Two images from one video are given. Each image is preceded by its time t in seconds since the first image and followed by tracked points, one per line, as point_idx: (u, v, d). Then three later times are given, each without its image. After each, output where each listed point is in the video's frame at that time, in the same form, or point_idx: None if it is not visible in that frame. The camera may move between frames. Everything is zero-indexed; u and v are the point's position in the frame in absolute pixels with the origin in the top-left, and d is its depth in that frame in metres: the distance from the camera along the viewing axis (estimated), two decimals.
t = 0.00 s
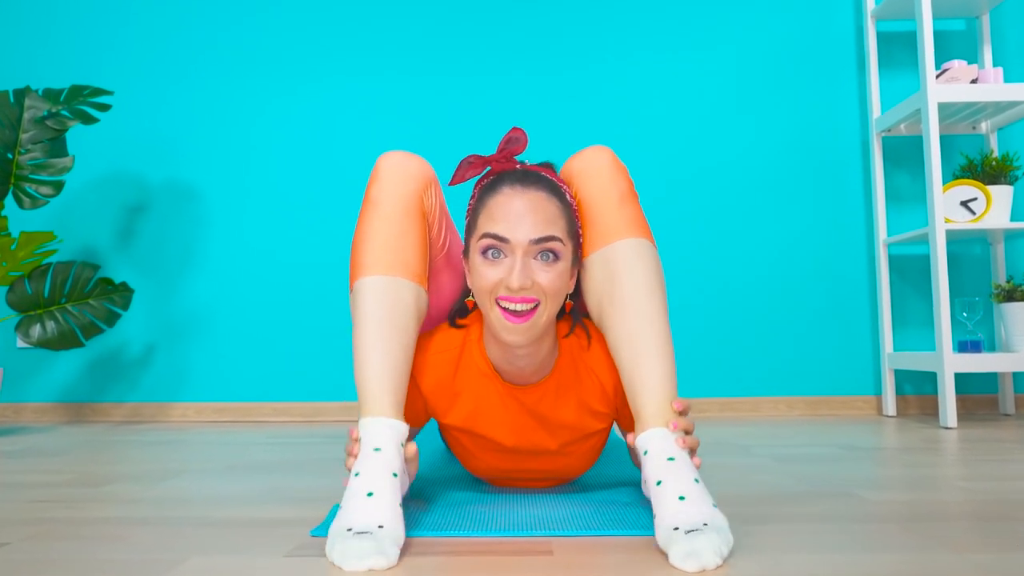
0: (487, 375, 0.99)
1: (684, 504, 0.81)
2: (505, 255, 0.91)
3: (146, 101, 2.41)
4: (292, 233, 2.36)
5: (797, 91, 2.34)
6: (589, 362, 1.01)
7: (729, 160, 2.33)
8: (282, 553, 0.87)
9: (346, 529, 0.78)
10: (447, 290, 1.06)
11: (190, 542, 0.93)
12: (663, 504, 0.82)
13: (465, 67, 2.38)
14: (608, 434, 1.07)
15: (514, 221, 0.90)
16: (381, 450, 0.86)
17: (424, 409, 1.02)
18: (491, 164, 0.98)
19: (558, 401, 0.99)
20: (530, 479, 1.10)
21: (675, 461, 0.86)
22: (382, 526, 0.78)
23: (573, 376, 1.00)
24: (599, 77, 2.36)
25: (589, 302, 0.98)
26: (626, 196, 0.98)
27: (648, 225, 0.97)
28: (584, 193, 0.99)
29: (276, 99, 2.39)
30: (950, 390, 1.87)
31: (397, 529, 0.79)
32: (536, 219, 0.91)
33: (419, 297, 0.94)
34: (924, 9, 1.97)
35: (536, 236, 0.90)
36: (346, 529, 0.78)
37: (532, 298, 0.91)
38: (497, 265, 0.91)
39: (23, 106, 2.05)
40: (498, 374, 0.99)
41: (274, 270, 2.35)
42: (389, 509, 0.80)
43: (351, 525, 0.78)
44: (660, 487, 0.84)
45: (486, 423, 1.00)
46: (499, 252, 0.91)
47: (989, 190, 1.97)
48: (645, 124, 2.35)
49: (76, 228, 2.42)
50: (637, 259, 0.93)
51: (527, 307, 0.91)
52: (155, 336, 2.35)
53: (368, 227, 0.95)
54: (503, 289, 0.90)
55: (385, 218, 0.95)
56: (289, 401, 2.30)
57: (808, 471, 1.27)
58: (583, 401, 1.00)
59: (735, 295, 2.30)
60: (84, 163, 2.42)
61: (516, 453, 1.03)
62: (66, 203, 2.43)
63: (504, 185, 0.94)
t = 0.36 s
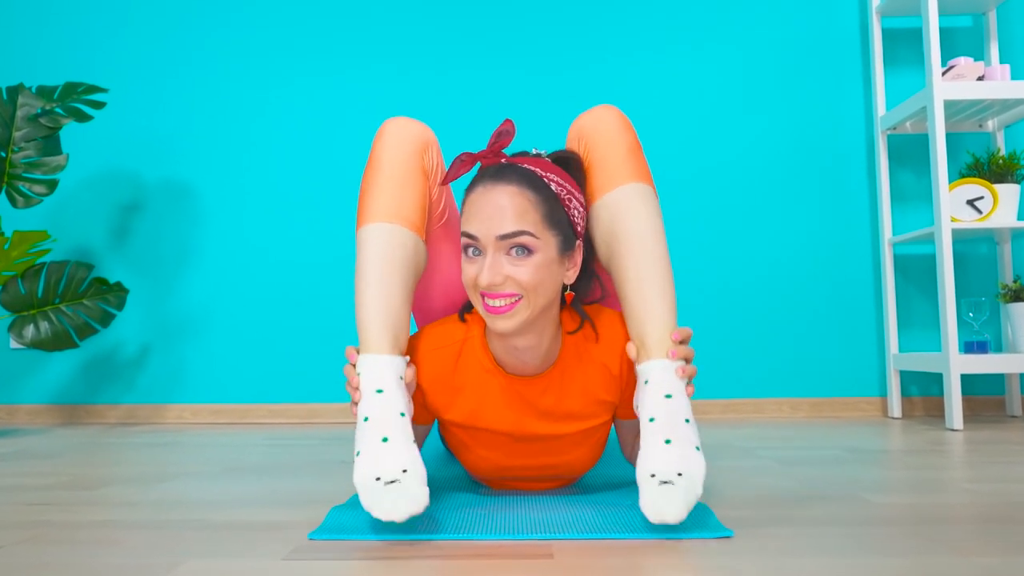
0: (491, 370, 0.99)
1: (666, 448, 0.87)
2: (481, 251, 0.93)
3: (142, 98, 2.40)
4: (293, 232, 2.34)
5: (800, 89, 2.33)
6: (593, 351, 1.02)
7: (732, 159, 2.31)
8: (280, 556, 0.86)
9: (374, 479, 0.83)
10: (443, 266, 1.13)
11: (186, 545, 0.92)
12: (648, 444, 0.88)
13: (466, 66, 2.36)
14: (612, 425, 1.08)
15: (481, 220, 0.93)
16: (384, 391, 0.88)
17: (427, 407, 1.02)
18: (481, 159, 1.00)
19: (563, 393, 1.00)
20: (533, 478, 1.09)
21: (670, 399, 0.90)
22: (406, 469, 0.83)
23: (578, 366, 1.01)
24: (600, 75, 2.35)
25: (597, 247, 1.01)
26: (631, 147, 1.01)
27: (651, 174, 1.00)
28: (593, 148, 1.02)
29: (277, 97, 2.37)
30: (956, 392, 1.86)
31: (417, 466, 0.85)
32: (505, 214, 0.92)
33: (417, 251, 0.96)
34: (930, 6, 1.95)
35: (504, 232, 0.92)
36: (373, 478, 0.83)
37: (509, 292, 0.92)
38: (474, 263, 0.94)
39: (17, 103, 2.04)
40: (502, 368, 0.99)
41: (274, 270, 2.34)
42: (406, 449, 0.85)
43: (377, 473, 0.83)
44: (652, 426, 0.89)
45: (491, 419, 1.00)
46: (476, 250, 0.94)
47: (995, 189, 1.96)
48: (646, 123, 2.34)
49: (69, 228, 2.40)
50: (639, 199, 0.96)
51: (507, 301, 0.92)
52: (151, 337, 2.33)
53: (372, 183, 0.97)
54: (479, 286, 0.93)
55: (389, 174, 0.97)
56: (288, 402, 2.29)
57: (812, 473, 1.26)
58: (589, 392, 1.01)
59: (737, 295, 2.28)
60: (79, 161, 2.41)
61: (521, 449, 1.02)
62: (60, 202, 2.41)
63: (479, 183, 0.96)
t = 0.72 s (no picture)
0: (495, 371, 0.99)
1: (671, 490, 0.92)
2: (475, 254, 0.92)
3: (137, 95, 2.39)
4: (294, 231, 2.33)
5: (804, 86, 2.31)
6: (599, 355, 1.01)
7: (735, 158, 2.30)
8: (276, 560, 0.84)
9: (380, 520, 0.88)
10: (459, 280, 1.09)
11: (180, 549, 0.90)
12: (655, 482, 0.93)
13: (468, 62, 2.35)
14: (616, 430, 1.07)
15: (469, 221, 0.92)
16: (386, 438, 0.90)
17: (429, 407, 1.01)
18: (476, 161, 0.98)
19: (568, 396, 0.99)
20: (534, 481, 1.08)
21: (683, 446, 0.92)
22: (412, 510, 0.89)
23: (584, 371, 1.00)
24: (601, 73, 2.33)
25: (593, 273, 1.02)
26: (623, 164, 1.02)
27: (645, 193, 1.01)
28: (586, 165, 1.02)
29: (278, 93, 2.36)
30: (962, 394, 1.84)
31: (422, 507, 0.90)
32: (492, 214, 0.91)
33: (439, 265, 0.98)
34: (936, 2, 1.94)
35: (491, 233, 0.91)
36: (379, 520, 0.88)
37: (506, 292, 0.91)
38: (470, 267, 0.93)
39: (10, 101, 2.04)
40: (507, 370, 0.99)
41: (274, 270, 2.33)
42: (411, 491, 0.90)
43: (384, 514, 0.88)
44: (660, 469, 0.93)
45: (494, 420, 0.99)
46: (470, 253, 0.93)
47: (1002, 188, 1.95)
48: (647, 121, 2.32)
49: (62, 227, 2.39)
50: (637, 227, 0.97)
51: (504, 301, 0.91)
52: (146, 337, 2.32)
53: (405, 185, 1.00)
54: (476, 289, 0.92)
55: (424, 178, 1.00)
56: (287, 404, 2.28)
57: (816, 476, 1.24)
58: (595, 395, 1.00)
59: (739, 295, 2.27)
60: (72, 159, 2.40)
61: (525, 451, 1.02)
62: (54, 201, 2.40)
63: (467, 185, 0.94)
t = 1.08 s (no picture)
0: (495, 373, 0.98)
1: (671, 493, 0.90)
2: (484, 251, 0.91)
3: (135, 94, 2.38)
4: (295, 230, 2.32)
5: (809, 84, 2.30)
6: (600, 357, 1.00)
7: (738, 157, 2.28)
8: (274, 563, 0.83)
9: (377, 522, 0.86)
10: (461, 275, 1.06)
11: (176, 552, 0.89)
12: (652, 485, 0.91)
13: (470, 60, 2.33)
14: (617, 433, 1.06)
15: (482, 217, 0.90)
16: (393, 437, 0.90)
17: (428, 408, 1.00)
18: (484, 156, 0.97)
19: (569, 397, 0.98)
20: (534, 484, 1.07)
21: (677, 445, 0.92)
22: (408, 514, 0.87)
23: (585, 372, 0.99)
24: (603, 70, 2.32)
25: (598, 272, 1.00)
26: (638, 164, 1.00)
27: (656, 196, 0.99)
28: (599, 160, 1.00)
29: (279, 90, 2.35)
30: (968, 396, 1.82)
31: (421, 513, 0.87)
32: (506, 211, 0.89)
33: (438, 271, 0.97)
34: None
35: (506, 231, 0.89)
36: (376, 522, 0.87)
37: (518, 291, 0.90)
38: (478, 264, 0.91)
39: (4, 99, 2.03)
40: (507, 371, 0.97)
41: (274, 269, 2.31)
42: (410, 495, 0.88)
43: (381, 516, 0.87)
44: (655, 471, 0.91)
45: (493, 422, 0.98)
46: (479, 250, 0.91)
47: (1009, 186, 1.93)
48: (649, 119, 2.30)
49: (55, 227, 2.38)
50: (645, 229, 0.96)
51: (514, 301, 0.90)
52: (141, 338, 2.31)
53: (399, 183, 0.98)
54: (486, 286, 0.90)
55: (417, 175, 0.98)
56: (287, 405, 2.26)
57: (820, 479, 1.23)
58: (595, 398, 0.99)
59: (742, 295, 2.26)
60: (66, 157, 2.39)
61: (525, 452, 1.00)
62: (48, 199, 2.39)
63: (479, 181, 0.93)
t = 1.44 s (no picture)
0: (483, 362, 0.98)
1: (678, 500, 0.89)
2: (529, 245, 0.90)
3: (130, 92, 2.36)
4: (295, 229, 2.30)
5: (813, 81, 2.28)
6: (590, 346, 1.00)
7: (742, 156, 2.27)
8: (271, 567, 0.82)
9: (377, 529, 0.85)
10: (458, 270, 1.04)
11: (170, 556, 0.87)
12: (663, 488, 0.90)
13: (474, 58, 2.32)
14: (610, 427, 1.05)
15: (538, 210, 0.89)
16: (379, 446, 0.87)
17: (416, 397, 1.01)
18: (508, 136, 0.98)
19: (558, 386, 0.98)
20: (526, 480, 1.06)
21: (689, 455, 0.88)
22: (406, 517, 0.86)
23: (575, 362, 0.99)
24: (605, 68, 2.30)
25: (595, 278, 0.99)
26: (609, 163, 1.00)
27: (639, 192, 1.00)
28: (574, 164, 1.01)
29: (280, 88, 2.33)
30: (975, 397, 1.81)
31: (416, 514, 0.87)
32: (563, 210, 0.90)
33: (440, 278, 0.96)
34: None
35: (564, 230, 0.90)
36: (375, 529, 0.85)
37: (551, 293, 0.91)
38: (521, 256, 0.90)
39: None
40: (495, 361, 0.98)
41: (274, 268, 2.30)
42: (405, 497, 0.87)
43: (380, 523, 0.86)
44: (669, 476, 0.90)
45: (482, 413, 0.97)
46: (525, 242, 0.90)
47: (1016, 185, 1.91)
48: (652, 118, 2.29)
49: (48, 225, 2.37)
50: (636, 225, 0.96)
51: (544, 301, 0.91)
52: (135, 339, 2.30)
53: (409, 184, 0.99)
54: (527, 281, 0.90)
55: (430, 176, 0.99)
56: (287, 406, 2.25)
57: (827, 482, 1.21)
58: (585, 388, 0.99)
59: (745, 296, 2.24)
60: (59, 155, 2.37)
61: (515, 446, 1.00)
62: (41, 198, 2.37)
63: (533, 171, 0.91)
